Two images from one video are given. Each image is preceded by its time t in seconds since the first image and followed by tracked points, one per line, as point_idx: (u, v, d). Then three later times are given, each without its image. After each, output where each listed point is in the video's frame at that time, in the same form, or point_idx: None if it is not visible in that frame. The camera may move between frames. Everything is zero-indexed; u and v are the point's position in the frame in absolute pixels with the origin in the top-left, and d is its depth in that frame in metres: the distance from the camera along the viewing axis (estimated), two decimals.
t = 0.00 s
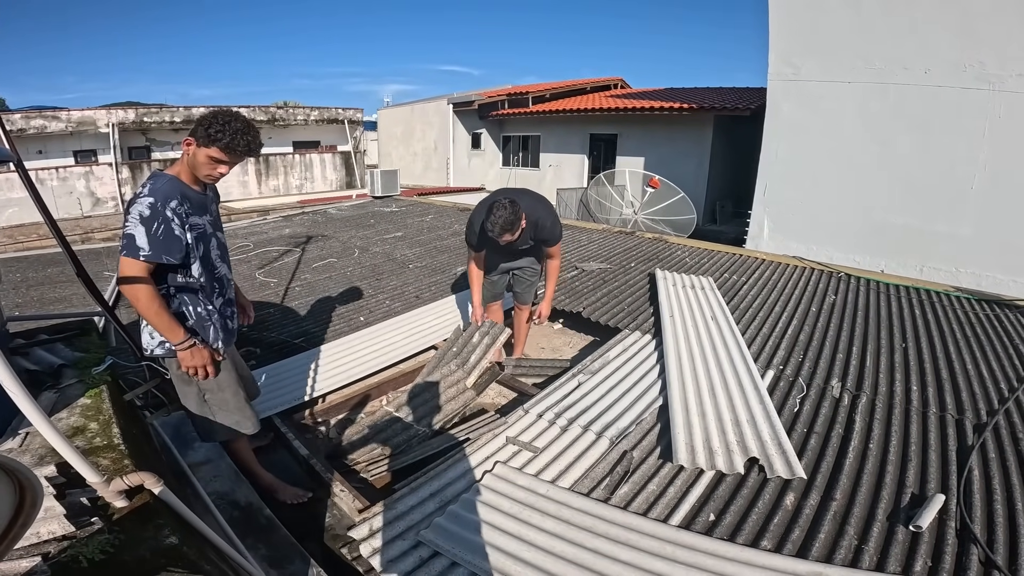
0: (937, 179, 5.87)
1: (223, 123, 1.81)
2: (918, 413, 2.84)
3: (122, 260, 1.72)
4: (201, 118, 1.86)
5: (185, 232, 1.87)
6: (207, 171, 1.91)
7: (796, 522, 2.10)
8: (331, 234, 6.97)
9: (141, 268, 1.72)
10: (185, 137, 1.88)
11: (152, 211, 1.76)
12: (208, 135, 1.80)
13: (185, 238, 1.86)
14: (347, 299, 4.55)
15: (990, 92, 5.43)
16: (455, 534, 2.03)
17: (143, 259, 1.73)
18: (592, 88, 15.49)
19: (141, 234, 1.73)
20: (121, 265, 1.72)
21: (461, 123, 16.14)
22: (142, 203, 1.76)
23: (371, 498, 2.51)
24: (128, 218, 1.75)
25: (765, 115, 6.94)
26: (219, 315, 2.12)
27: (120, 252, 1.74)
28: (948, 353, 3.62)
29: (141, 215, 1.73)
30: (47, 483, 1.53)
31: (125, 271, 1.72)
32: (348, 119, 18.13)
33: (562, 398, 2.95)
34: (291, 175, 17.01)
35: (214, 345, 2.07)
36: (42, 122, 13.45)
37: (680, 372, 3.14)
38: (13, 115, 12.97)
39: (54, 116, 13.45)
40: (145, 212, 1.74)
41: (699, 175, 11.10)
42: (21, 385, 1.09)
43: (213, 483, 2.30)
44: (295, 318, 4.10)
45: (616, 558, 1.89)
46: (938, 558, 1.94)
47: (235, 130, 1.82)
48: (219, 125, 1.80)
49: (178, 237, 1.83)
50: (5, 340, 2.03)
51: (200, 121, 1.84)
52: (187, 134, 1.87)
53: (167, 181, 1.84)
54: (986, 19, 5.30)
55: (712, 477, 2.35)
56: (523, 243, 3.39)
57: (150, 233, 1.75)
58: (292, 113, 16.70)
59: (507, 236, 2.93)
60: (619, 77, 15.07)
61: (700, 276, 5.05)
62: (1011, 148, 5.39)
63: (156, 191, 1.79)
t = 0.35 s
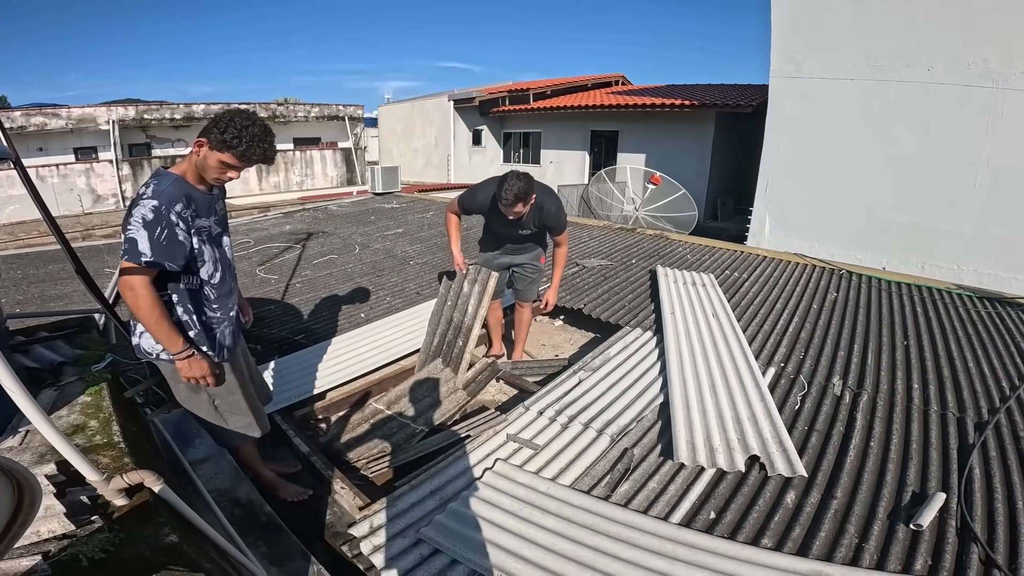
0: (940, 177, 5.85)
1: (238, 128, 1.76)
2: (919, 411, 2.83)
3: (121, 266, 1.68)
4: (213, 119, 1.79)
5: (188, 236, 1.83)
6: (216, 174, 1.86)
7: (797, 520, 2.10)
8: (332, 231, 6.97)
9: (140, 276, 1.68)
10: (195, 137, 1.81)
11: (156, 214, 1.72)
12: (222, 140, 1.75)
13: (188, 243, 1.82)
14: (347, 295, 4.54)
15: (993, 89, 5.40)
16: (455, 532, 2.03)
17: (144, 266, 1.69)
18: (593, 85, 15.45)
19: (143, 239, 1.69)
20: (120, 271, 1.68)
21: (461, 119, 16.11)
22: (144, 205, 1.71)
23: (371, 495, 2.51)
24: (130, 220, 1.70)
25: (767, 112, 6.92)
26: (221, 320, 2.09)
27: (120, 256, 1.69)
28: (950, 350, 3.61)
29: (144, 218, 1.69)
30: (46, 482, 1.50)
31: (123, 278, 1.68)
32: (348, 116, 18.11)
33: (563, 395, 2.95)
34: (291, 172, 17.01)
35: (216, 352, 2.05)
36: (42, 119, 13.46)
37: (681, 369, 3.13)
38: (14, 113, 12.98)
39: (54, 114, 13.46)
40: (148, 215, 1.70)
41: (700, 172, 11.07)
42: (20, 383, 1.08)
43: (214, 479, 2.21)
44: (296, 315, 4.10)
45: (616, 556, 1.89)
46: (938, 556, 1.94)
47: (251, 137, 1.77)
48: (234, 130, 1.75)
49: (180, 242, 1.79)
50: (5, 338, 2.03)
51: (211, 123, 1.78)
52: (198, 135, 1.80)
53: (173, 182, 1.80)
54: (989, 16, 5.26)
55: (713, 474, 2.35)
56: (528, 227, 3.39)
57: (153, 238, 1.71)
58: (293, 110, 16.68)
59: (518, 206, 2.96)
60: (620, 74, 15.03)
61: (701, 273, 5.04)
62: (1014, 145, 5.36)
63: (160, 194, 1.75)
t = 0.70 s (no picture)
0: (943, 177, 5.84)
1: (253, 135, 1.77)
2: (922, 411, 2.83)
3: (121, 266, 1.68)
4: (227, 123, 1.79)
5: (187, 237, 1.83)
6: (225, 178, 1.86)
7: (801, 519, 2.10)
8: (333, 231, 6.97)
9: (138, 276, 1.68)
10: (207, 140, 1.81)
11: (155, 214, 1.71)
12: (237, 147, 1.76)
13: (187, 244, 1.82)
14: (350, 295, 4.54)
15: (995, 90, 5.39)
16: (459, 531, 2.03)
17: (141, 266, 1.68)
18: (594, 85, 15.46)
19: (142, 239, 1.68)
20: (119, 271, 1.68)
21: (463, 120, 16.12)
22: (145, 204, 1.71)
23: (375, 495, 2.52)
24: (130, 219, 1.70)
25: (769, 112, 6.91)
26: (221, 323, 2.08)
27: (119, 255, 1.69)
28: (953, 350, 3.61)
29: (143, 218, 1.69)
30: (51, 481, 1.51)
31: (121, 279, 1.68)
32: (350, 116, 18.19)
33: (566, 394, 2.95)
34: (293, 171, 17.04)
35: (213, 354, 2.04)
36: (45, 119, 13.51)
37: (684, 368, 3.13)
38: (16, 113, 13.02)
39: (56, 113, 13.50)
40: (148, 215, 1.70)
41: (702, 172, 11.07)
42: (24, 379, 1.09)
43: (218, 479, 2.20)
44: (299, 315, 4.10)
45: (621, 555, 1.89)
46: (943, 555, 1.94)
47: (264, 145, 1.79)
48: (248, 136, 1.76)
49: (178, 243, 1.79)
50: (8, 337, 2.03)
51: (225, 127, 1.78)
52: (210, 138, 1.79)
53: (175, 183, 1.80)
54: (991, 16, 5.26)
55: (717, 474, 2.35)
56: (526, 218, 3.39)
57: (151, 238, 1.70)
58: (294, 110, 16.71)
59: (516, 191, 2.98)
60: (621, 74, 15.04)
61: (704, 273, 5.03)
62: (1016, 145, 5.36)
63: (161, 193, 1.74)
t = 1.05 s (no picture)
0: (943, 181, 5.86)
1: (333, 141, 1.72)
2: (918, 414, 2.86)
3: (207, 304, 1.58)
4: (301, 126, 1.70)
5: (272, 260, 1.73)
6: (291, 186, 1.78)
7: (796, 520, 2.12)
8: (337, 230, 7.03)
9: (224, 314, 1.60)
10: (281, 144, 1.69)
11: (243, 242, 1.60)
12: (325, 155, 1.71)
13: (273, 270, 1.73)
14: (353, 295, 4.58)
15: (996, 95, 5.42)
16: (461, 529, 2.06)
17: (232, 303, 1.60)
18: (597, 87, 15.51)
19: (234, 274, 1.58)
20: (204, 310, 1.58)
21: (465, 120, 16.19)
22: (226, 230, 1.58)
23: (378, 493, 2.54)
24: (209, 247, 1.56)
25: (772, 116, 6.94)
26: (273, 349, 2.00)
27: (201, 288, 1.58)
28: (950, 354, 3.64)
29: (232, 249, 1.57)
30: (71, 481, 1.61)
31: (206, 320, 1.59)
32: (354, 116, 18.26)
33: (567, 395, 2.98)
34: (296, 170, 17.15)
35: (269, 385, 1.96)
36: (50, 117, 13.60)
37: (684, 370, 3.16)
38: (21, 110, 13.12)
39: (62, 111, 13.60)
40: (235, 244, 1.58)
41: (704, 175, 11.11)
42: (49, 379, 1.13)
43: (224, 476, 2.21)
44: (302, 314, 4.14)
45: (620, 553, 1.91)
46: (934, 556, 1.96)
47: (342, 151, 1.75)
48: (332, 144, 1.72)
49: (265, 270, 1.68)
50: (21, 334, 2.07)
51: (304, 132, 1.69)
52: (288, 143, 1.69)
53: (251, 199, 1.66)
54: (995, 21, 5.28)
55: (714, 474, 2.38)
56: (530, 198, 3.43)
57: (243, 271, 1.60)
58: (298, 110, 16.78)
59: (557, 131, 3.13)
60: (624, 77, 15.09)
61: (704, 276, 5.06)
62: (1016, 150, 5.38)
63: (241, 216, 1.61)
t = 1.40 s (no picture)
0: (949, 179, 5.82)
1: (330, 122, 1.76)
2: (922, 412, 2.84)
3: (220, 279, 1.58)
4: (297, 108, 1.75)
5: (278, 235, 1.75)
6: (287, 168, 1.77)
7: (800, 517, 2.11)
8: (339, 226, 7.02)
9: (237, 290, 1.60)
10: (276, 124, 1.73)
11: (256, 216, 1.62)
12: (320, 133, 1.74)
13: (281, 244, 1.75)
14: (355, 290, 4.58)
15: (1003, 93, 5.37)
16: (464, 525, 2.05)
17: (246, 277, 1.61)
18: (599, 84, 15.47)
19: (248, 246, 1.60)
20: (218, 286, 1.58)
21: (468, 117, 16.16)
22: (239, 206, 1.60)
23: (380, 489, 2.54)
24: (223, 223, 1.58)
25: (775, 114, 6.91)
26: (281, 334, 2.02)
27: (213, 263, 1.58)
28: (954, 352, 3.62)
29: (245, 222, 1.59)
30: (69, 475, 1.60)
31: (219, 296, 1.59)
32: (356, 113, 18.24)
33: (571, 391, 2.97)
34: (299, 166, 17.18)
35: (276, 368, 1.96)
36: (53, 113, 13.61)
37: (687, 366, 3.15)
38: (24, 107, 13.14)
39: (64, 108, 13.63)
40: (248, 218, 1.60)
41: (707, 172, 11.07)
42: (48, 368, 1.12)
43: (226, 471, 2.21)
44: (304, 309, 4.13)
45: (623, 550, 1.91)
46: (939, 554, 1.95)
47: (339, 132, 1.79)
48: (329, 124, 1.75)
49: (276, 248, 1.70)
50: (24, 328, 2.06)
51: (300, 111, 1.73)
52: (283, 122, 1.73)
53: (256, 177, 1.68)
54: (1002, 19, 5.23)
55: (718, 471, 2.37)
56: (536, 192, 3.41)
57: (257, 243, 1.62)
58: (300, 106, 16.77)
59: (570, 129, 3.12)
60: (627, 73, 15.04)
61: (707, 272, 5.04)
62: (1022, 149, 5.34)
63: (253, 193, 1.63)
